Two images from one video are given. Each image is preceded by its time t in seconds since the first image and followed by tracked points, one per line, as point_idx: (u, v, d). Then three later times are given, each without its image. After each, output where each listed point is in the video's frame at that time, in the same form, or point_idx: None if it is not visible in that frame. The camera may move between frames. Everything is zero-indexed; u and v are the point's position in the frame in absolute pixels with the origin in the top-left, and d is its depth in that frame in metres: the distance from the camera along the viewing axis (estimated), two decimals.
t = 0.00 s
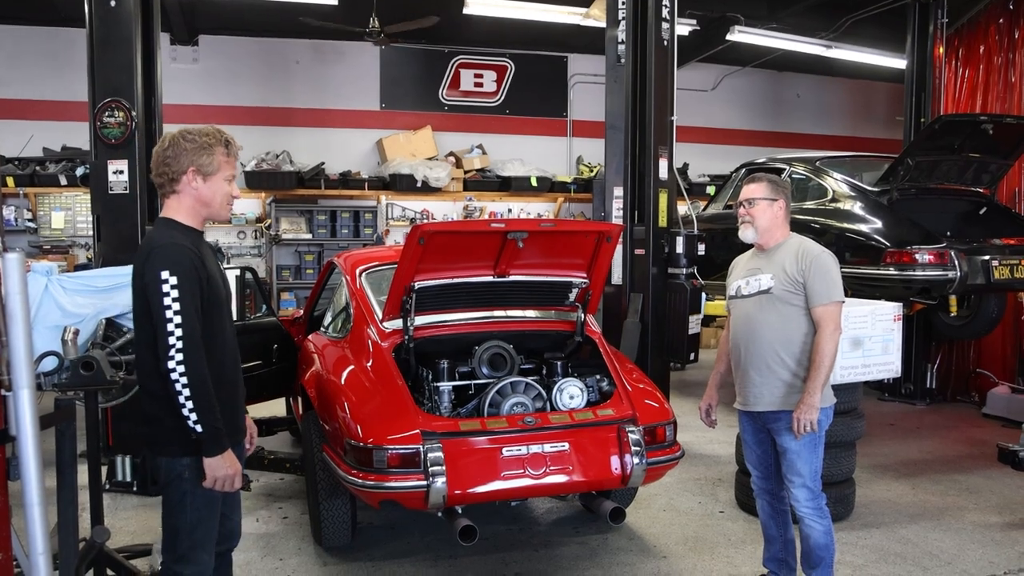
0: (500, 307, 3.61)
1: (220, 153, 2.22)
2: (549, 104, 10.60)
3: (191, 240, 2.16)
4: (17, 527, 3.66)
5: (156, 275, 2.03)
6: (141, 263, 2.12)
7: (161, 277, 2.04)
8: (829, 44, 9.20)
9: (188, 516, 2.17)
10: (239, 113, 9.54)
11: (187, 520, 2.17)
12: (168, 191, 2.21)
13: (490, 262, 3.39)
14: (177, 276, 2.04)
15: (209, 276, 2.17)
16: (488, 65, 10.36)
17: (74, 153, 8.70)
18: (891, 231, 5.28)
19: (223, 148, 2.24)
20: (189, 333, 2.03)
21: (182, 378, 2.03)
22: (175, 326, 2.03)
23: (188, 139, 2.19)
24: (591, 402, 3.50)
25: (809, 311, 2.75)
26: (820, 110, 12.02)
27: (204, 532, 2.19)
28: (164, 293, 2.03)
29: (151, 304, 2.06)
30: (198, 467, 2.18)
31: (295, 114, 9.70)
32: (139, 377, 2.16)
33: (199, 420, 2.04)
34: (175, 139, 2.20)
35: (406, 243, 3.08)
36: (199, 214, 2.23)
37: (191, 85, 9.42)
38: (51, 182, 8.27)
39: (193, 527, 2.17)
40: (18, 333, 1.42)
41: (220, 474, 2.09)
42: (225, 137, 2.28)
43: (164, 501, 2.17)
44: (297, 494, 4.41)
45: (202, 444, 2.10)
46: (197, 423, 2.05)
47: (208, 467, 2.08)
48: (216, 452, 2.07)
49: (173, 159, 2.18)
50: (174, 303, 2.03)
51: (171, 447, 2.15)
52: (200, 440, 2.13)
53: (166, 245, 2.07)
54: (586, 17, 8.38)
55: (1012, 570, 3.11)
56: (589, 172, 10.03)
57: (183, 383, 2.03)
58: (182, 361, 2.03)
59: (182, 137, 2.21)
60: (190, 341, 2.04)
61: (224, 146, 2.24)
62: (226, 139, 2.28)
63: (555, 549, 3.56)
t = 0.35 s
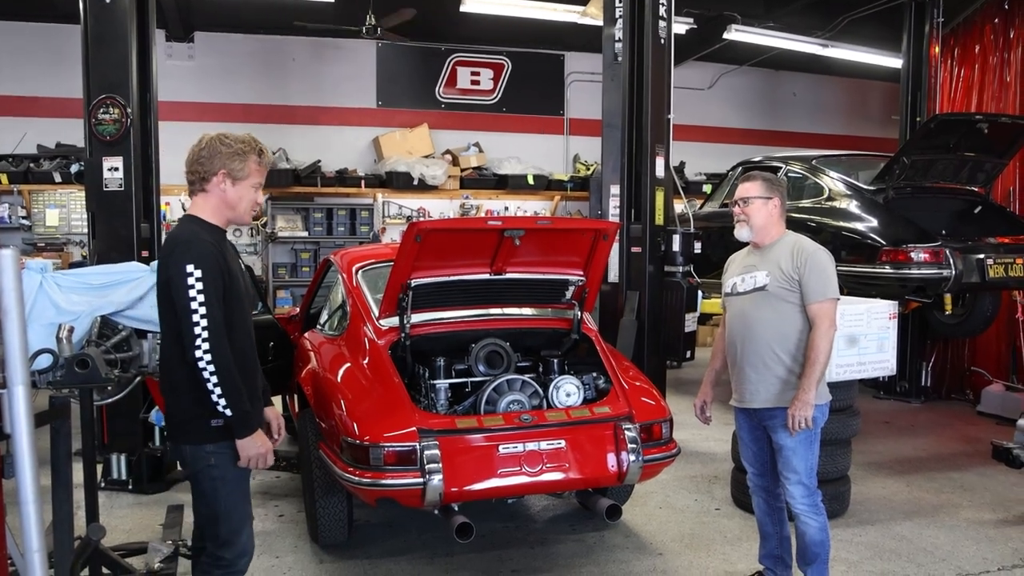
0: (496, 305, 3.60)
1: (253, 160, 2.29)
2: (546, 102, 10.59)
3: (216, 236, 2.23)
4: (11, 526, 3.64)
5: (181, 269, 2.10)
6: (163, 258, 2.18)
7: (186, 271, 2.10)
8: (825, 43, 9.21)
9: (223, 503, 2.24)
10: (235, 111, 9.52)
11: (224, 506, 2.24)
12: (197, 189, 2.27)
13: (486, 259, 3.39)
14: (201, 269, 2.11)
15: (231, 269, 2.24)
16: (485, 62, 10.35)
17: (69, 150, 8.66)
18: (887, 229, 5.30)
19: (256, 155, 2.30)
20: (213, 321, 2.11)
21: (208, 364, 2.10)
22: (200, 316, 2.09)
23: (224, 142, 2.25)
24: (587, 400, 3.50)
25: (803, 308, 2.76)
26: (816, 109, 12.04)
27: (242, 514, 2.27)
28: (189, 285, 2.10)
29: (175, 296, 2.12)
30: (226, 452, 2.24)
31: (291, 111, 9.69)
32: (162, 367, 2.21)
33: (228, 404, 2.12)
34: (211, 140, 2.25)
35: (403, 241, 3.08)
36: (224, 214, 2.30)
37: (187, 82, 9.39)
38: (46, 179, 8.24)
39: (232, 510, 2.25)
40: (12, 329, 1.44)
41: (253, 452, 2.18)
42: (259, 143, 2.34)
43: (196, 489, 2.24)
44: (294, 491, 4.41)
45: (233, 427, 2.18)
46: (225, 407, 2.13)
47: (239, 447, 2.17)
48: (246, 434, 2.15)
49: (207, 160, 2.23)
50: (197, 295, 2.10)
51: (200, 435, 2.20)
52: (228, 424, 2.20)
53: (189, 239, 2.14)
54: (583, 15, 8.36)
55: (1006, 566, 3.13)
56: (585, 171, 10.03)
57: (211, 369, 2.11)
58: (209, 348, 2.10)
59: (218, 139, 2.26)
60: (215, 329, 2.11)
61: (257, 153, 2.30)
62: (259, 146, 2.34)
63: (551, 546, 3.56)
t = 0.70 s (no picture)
0: (492, 298, 3.61)
1: (264, 149, 2.32)
2: (542, 94, 10.57)
3: (232, 227, 2.27)
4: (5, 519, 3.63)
5: (193, 259, 2.14)
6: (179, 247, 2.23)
7: (198, 260, 2.15)
8: (821, 36, 9.21)
9: (257, 484, 2.30)
10: (230, 103, 9.47)
11: (257, 488, 2.30)
12: (213, 183, 2.31)
13: (483, 252, 3.37)
14: (213, 259, 2.15)
15: (245, 261, 2.27)
16: (481, 55, 10.31)
17: (63, 142, 8.60)
18: (883, 223, 5.31)
19: (268, 143, 2.34)
20: (221, 312, 2.14)
21: (212, 354, 2.14)
22: (209, 306, 2.13)
23: (235, 134, 2.30)
24: (584, 392, 3.50)
25: (800, 300, 2.76)
26: (812, 102, 12.04)
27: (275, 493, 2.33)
28: (200, 274, 2.14)
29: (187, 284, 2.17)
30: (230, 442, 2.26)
31: (286, 104, 9.65)
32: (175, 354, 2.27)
33: (228, 394, 2.15)
34: (223, 134, 2.30)
35: (399, 233, 3.08)
36: (242, 206, 2.33)
37: (181, 74, 9.34)
38: (39, 172, 8.19)
39: (269, 489, 2.31)
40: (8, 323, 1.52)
41: (249, 446, 2.19)
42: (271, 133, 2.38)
43: (227, 473, 2.29)
44: (290, 484, 4.40)
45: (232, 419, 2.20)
46: (226, 397, 2.16)
47: (236, 440, 2.18)
48: (245, 426, 2.17)
49: (220, 153, 2.28)
50: (208, 285, 2.14)
51: (208, 424, 2.24)
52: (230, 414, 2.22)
53: (203, 230, 2.18)
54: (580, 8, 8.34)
55: (1001, 559, 3.14)
56: (582, 163, 10.01)
57: (214, 359, 2.14)
58: (213, 340, 2.14)
59: (230, 132, 2.31)
60: (221, 320, 2.14)
61: (269, 142, 2.34)
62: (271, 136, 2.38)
63: (548, 539, 3.56)
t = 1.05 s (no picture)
0: (485, 292, 3.58)
1: (287, 147, 2.31)
2: (535, 89, 10.53)
3: (253, 226, 2.25)
4: None
5: (216, 258, 2.12)
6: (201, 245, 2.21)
7: (220, 260, 2.13)
8: (816, 31, 9.20)
9: (273, 484, 2.29)
10: (221, 96, 9.39)
11: (272, 488, 2.28)
12: (233, 178, 2.29)
13: (476, 246, 3.36)
14: (235, 259, 2.13)
15: (266, 261, 2.26)
16: (475, 49, 10.27)
17: (53, 135, 8.51)
18: (877, 218, 5.30)
19: (291, 141, 2.33)
20: (241, 314, 2.13)
21: (230, 357, 2.12)
22: (229, 307, 2.11)
23: (258, 130, 2.28)
24: (577, 387, 3.49)
25: (795, 296, 2.75)
26: (805, 98, 12.05)
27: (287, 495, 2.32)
28: (222, 274, 2.12)
29: (208, 283, 2.15)
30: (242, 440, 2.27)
31: (278, 98, 9.59)
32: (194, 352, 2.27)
33: (243, 398, 2.13)
34: (246, 129, 2.28)
35: (392, 228, 3.05)
36: (261, 203, 2.32)
37: (173, 67, 9.26)
38: (29, 165, 8.11)
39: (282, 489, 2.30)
40: None
41: (259, 450, 2.16)
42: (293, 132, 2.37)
43: (246, 473, 2.29)
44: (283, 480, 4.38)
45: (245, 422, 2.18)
46: (240, 400, 2.14)
47: (247, 444, 2.16)
48: (257, 430, 2.14)
49: (242, 148, 2.26)
50: (229, 284, 2.12)
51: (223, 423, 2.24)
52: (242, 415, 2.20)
53: (228, 229, 2.16)
54: (574, 2, 8.30)
55: (993, 554, 3.15)
56: (575, 157, 9.96)
57: (231, 360, 2.12)
58: (232, 344, 2.12)
59: (252, 128, 2.29)
60: (240, 322, 2.12)
61: (291, 140, 2.34)
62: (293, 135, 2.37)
63: (541, 535, 3.56)
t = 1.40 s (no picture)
0: (479, 294, 3.56)
1: (321, 147, 2.28)
2: (529, 89, 10.52)
3: (286, 228, 2.22)
4: None
5: (253, 262, 2.10)
6: (234, 248, 2.17)
7: (258, 264, 2.10)
8: (809, 32, 9.22)
9: (284, 489, 2.26)
10: (213, 95, 9.34)
11: (282, 495, 2.25)
12: (264, 175, 2.26)
13: (470, 247, 3.34)
14: (272, 264, 2.11)
15: (301, 265, 2.23)
16: (468, 49, 10.25)
17: (44, 134, 8.44)
18: (870, 219, 5.31)
19: (325, 142, 2.29)
20: (280, 319, 2.11)
21: (269, 362, 2.09)
22: (267, 312, 2.09)
23: (294, 128, 2.24)
24: (572, 390, 3.47)
25: (791, 297, 2.74)
26: (798, 99, 12.07)
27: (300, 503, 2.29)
28: (259, 279, 2.09)
29: (244, 287, 2.12)
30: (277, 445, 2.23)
31: (270, 97, 9.55)
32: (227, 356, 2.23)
33: (282, 403, 2.11)
34: (281, 127, 2.24)
35: (385, 228, 3.03)
36: (291, 202, 2.29)
37: (165, 67, 9.22)
38: (20, 164, 8.04)
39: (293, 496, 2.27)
40: None
41: (298, 455, 2.17)
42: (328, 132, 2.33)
43: (263, 477, 2.25)
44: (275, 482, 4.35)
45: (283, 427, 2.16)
46: (280, 406, 2.12)
47: (286, 449, 2.17)
48: (296, 435, 2.15)
49: (276, 147, 2.22)
50: (266, 289, 2.09)
51: (255, 427, 2.20)
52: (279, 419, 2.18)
53: (263, 233, 2.13)
54: (568, 2, 8.28)
55: (988, 556, 3.15)
56: (569, 158, 9.94)
57: (270, 366, 2.10)
58: (272, 349, 2.10)
59: (287, 126, 2.25)
60: (279, 327, 2.10)
61: (325, 140, 2.30)
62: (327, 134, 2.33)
63: (535, 537, 3.54)
